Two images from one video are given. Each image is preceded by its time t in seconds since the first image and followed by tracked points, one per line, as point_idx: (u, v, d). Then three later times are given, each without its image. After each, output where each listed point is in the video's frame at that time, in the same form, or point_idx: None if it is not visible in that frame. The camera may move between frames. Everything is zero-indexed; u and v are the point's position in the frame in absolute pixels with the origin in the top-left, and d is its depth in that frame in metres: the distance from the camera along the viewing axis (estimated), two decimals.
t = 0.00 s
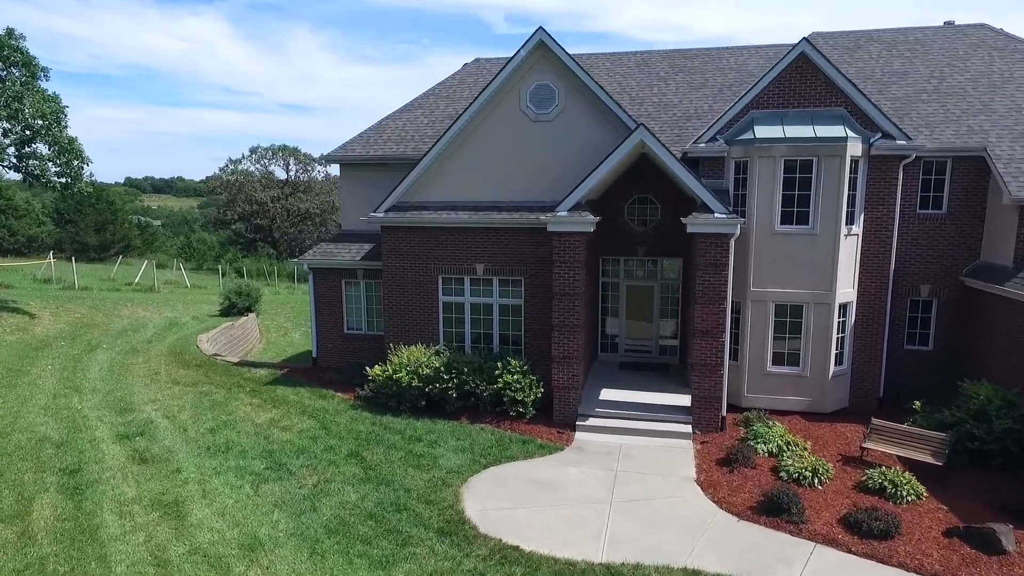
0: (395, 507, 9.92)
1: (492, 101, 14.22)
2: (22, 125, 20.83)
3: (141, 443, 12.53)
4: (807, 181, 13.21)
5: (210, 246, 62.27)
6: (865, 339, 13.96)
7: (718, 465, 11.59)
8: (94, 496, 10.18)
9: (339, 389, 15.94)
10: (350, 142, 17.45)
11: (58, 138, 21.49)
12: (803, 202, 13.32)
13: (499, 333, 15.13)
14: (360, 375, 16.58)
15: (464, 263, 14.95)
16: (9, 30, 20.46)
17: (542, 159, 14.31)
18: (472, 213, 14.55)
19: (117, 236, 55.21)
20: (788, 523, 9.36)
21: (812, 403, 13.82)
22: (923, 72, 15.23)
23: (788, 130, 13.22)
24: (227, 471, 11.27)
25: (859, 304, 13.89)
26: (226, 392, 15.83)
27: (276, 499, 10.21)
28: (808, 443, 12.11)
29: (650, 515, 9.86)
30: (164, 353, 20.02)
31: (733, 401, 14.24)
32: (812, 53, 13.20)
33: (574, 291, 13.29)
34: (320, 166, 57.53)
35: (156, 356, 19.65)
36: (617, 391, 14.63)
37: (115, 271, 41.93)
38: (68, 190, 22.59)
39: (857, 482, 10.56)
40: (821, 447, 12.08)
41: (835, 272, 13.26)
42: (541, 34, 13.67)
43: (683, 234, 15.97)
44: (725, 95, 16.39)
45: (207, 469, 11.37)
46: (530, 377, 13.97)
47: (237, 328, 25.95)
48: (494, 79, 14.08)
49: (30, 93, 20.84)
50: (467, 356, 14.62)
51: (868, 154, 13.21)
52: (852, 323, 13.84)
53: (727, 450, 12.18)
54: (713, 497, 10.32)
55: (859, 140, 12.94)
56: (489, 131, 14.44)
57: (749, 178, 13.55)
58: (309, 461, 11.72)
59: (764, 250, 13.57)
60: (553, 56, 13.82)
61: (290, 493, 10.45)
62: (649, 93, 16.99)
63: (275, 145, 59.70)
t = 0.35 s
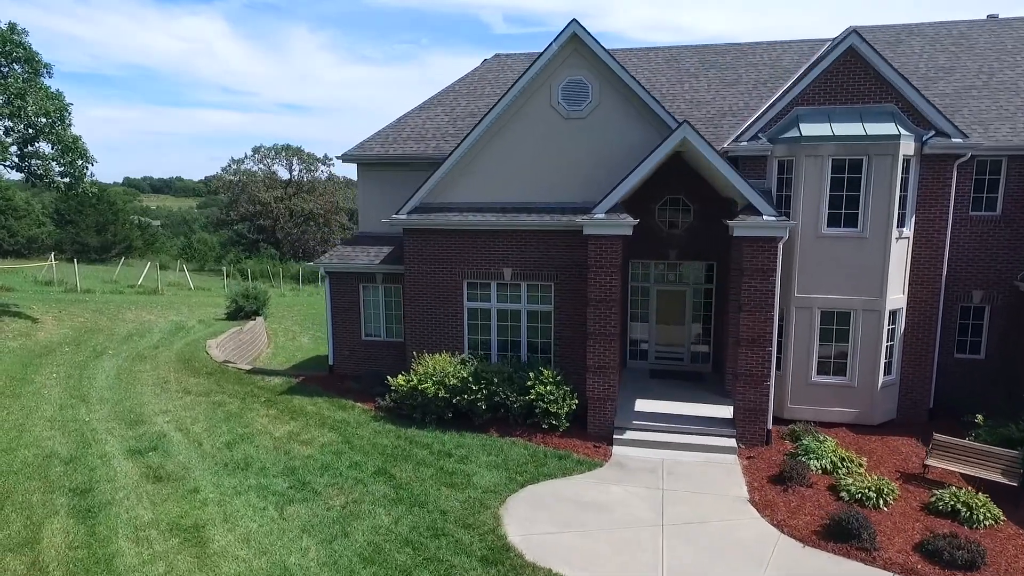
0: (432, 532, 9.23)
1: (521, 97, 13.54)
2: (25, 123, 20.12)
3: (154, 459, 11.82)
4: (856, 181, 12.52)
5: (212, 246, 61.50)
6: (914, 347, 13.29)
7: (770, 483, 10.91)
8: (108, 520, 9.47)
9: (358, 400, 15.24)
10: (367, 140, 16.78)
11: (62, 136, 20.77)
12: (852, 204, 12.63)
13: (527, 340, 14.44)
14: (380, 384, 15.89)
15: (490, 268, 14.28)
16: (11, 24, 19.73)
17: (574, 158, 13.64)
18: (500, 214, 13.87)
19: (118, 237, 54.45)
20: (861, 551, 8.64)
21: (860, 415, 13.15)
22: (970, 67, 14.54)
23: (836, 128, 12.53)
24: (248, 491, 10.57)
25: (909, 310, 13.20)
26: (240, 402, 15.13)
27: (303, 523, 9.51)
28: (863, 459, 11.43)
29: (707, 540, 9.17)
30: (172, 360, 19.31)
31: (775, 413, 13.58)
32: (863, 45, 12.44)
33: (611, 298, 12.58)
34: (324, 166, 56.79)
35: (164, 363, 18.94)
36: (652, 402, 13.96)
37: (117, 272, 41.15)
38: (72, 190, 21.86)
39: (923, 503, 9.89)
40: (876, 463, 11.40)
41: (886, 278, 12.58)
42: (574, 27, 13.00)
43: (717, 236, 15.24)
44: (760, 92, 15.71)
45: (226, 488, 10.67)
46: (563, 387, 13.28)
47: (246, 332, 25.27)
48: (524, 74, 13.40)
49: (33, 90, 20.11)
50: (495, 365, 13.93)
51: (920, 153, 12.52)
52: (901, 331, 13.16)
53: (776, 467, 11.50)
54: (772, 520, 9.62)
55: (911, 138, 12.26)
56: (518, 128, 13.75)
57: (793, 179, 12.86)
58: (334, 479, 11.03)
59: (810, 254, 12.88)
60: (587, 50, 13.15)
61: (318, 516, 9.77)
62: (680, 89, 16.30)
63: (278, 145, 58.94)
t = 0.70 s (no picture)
0: (469, 560, 8.57)
1: (547, 94, 12.92)
2: (21, 121, 19.33)
3: (163, 478, 11.10)
4: (903, 182, 11.91)
5: (208, 248, 60.65)
6: (960, 356, 12.71)
7: (821, 502, 10.28)
8: (116, 548, 8.75)
9: (374, 411, 14.56)
10: (381, 139, 16.12)
11: (59, 135, 19.99)
12: (897, 205, 12.04)
13: (553, 348, 13.81)
14: (396, 394, 15.23)
15: (515, 272, 13.62)
16: (6, 18, 18.93)
17: (602, 158, 13.01)
18: (524, 216, 13.22)
19: (113, 239, 53.51)
20: None
21: (904, 426, 12.55)
22: (1012, 63, 13.97)
23: (881, 126, 11.91)
24: (266, 514, 9.87)
25: (955, 317, 12.62)
26: (250, 414, 14.41)
27: (329, 551, 8.81)
28: (916, 475, 10.82)
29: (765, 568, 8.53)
30: (176, 367, 18.56)
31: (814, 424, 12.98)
32: (909, 39, 11.82)
33: (645, 305, 11.93)
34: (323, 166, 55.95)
35: (167, 371, 18.18)
36: (685, 414, 13.35)
37: (113, 275, 40.26)
38: (69, 191, 21.07)
39: (989, 525, 9.31)
40: (930, 479, 10.80)
41: (933, 283, 11.99)
42: (605, 19, 12.37)
43: (748, 239, 14.64)
44: (792, 88, 15.10)
45: (242, 510, 9.96)
46: (594, 398, 12.59)
47: (250, 337, 24.54)
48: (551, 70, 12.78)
49: (29, 87, 19.32)
50: (521, 374, 13.27)
51: (970, 152, 11.92)
52: (947, 338, 12.57)
53: (824, 484, 10.89)
54: (832, 544, 8.98)
55: (961, 136, 11.64)
56: (543, 127, 13.12)
57: (836, 178, 12.25)
58: (357, 500, 10.34)
59: (853, 258, 12.28)
60: (617, 44, 12.55)
61: (343, 542, 9.07)
62: (707, 86, 15.67)
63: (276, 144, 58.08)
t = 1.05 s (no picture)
0: None
1: (578, 89, 12.32)
2: (18, 119, 18.59)
3: (174, 497, 10.41)
4: (955, 182, 11.32)
5: (206, 248, 59.76)
6: (1010, 365, 12.14)
7: (878, 522, 9.67)
8: None
9: (391, 422, 13.90)
10: (396, 137, 15.47)
11: (58, 133, 19.26)
12: (948, 206, 11.45)
13: (581, 357, 13.18)
14: (414, 404, 14.58)
15: (542, 277, 13.00)
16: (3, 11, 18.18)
17: (635, 157, 12.44)
18: (553, 218, 12.63)
19: (109, 239, 52.64)
20: None
21: (953, 439, 11.96)
22: None
23: (931, 124, 11.32)
24: (287, 538, 9.20)
25: (1006, 324, 12.04)
26: (261, 426, 13.73)
27: None
28: (975, 493, 10.22)
29: None
30: (180, 375, 17.83)
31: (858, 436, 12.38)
32: (961, 32, 11.19)
33: (683, 313, 11.30)
34: (322, 166, 55.15)
35: (172, 378, 17.46)
36: (720, 425, 12.74)
37: (111, 277, 39.43)
38: (68, 191, 20.33)
39: None
40: (989, 497, 10.21)
41: (986, 289, 11.41)
42: (640, 11, 11.77)
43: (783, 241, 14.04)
44: (826, 84, 14.51)
45: (261, 534, 9.29)
46: (629, 410, 11.98)
47: (255, 342, 23.83)
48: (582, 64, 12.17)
49: (27, 83, 18.58)
50: (549, 385, 12.64)
51: None
52: (998, 346, 11.99)
53: (877, 501, 10.28)
54: (899, 570, 8.36)
55: (1017, 135, 11.03)
56: (573, 124, 12.52)
57: (883, 179, 11.66)
58: (384, 522, 9.68)
59: (900, 262, 11.70)
60: (652, 38, 11.96)
61: (373, 570, 8.41)
62: (737, 83, 15.07)
63: (275, 143, 57.25)
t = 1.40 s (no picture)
0: None
1: (599, 85, 11.78)
2: None
3: (174, 522, 9.65)
4: (995, 182, 10.88)
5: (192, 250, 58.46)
6: None
7: (928, 541, 9.16)
8: None
9: (400, 435, 13.22)
10: (403, 136, 14.83)
11: (42, 131, 18.37)
12: (987, 207, 11.01)
13: (602, 365, 12.61)
14: (424, 416, 13.90)
15: (561, 282, 12.43)
16: None
17: (659, 155, 11.90)
18: (573, 220, 12.08)
19: (93, 241, 51.32)
20: None
21: (991, 449, 11.51)
22: None
23: (970, 121, 10.87)
24: (300, 567, 8.49)
25: None
26: (263, 441, 12.98)
27: None
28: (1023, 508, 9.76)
29: None
30: (173, 384, 17.01)
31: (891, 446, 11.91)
32: (1000, 27, 10.79)
33: (714, 320, 10.74)
34: (313, 166, 54.20)
35: (164, 389, 16.63)
36: (748, 436, 12.22)
37: (95, 280, 38.26)
38: (52, 192, 19.43)
39: None
40: None
41: None
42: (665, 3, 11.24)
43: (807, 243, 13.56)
44: (849, 81, 14.07)
45: (272, 563, 8.59)
46: (655, 421, 11.43)
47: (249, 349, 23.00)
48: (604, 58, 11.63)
49: (9, 78, 17.68)
50: (569, 395, 12.05)
51: None
52: None
53: (922, 516, 9.78)
54: None
55: None
56: (594, 121, 11.97)
57: (919, 179, 11.18)
58: (403, 546, 9.02)
59: (937, 266, 11.24)
60: (678, 31, 11.45)
61: None
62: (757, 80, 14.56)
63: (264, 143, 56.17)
